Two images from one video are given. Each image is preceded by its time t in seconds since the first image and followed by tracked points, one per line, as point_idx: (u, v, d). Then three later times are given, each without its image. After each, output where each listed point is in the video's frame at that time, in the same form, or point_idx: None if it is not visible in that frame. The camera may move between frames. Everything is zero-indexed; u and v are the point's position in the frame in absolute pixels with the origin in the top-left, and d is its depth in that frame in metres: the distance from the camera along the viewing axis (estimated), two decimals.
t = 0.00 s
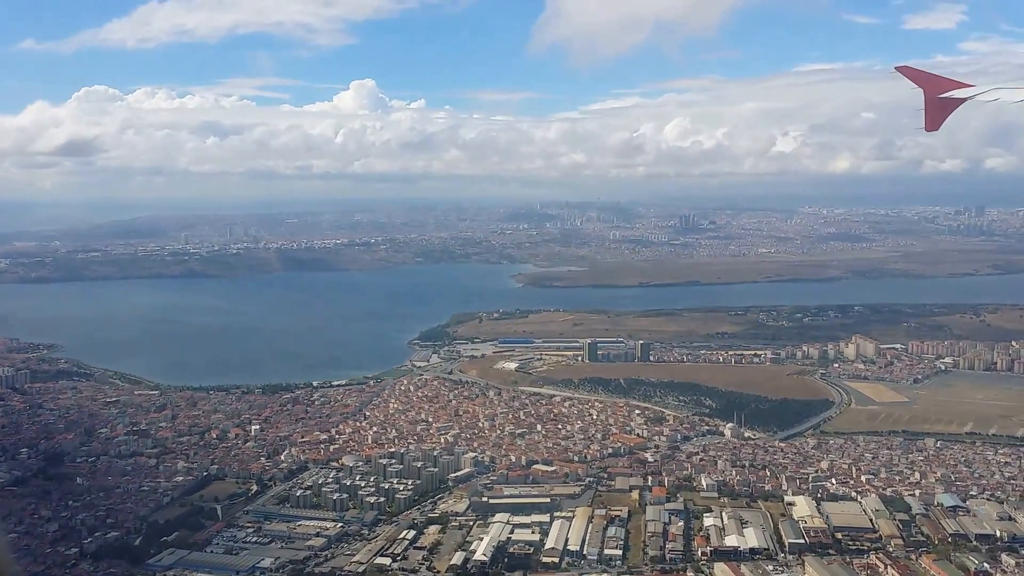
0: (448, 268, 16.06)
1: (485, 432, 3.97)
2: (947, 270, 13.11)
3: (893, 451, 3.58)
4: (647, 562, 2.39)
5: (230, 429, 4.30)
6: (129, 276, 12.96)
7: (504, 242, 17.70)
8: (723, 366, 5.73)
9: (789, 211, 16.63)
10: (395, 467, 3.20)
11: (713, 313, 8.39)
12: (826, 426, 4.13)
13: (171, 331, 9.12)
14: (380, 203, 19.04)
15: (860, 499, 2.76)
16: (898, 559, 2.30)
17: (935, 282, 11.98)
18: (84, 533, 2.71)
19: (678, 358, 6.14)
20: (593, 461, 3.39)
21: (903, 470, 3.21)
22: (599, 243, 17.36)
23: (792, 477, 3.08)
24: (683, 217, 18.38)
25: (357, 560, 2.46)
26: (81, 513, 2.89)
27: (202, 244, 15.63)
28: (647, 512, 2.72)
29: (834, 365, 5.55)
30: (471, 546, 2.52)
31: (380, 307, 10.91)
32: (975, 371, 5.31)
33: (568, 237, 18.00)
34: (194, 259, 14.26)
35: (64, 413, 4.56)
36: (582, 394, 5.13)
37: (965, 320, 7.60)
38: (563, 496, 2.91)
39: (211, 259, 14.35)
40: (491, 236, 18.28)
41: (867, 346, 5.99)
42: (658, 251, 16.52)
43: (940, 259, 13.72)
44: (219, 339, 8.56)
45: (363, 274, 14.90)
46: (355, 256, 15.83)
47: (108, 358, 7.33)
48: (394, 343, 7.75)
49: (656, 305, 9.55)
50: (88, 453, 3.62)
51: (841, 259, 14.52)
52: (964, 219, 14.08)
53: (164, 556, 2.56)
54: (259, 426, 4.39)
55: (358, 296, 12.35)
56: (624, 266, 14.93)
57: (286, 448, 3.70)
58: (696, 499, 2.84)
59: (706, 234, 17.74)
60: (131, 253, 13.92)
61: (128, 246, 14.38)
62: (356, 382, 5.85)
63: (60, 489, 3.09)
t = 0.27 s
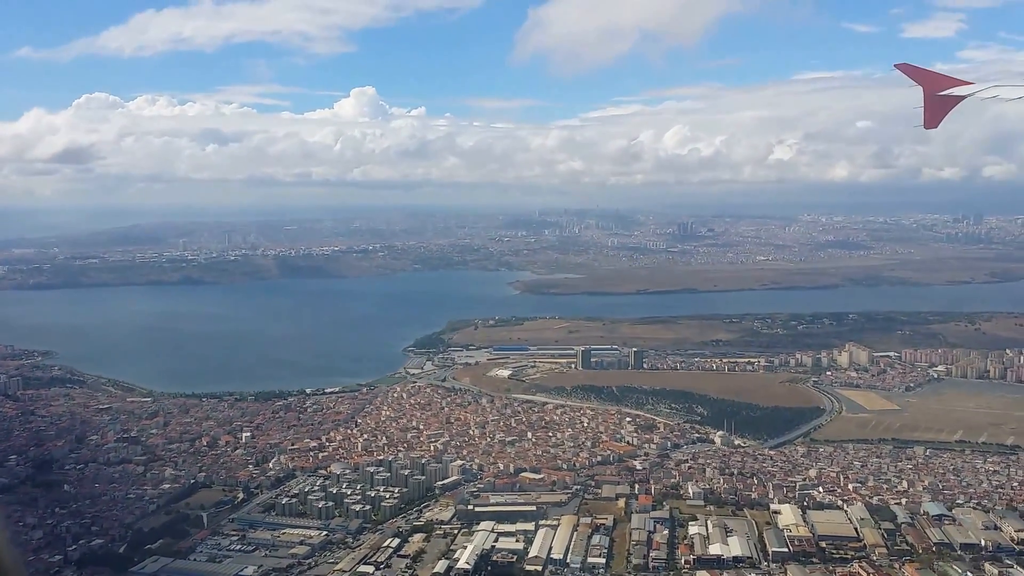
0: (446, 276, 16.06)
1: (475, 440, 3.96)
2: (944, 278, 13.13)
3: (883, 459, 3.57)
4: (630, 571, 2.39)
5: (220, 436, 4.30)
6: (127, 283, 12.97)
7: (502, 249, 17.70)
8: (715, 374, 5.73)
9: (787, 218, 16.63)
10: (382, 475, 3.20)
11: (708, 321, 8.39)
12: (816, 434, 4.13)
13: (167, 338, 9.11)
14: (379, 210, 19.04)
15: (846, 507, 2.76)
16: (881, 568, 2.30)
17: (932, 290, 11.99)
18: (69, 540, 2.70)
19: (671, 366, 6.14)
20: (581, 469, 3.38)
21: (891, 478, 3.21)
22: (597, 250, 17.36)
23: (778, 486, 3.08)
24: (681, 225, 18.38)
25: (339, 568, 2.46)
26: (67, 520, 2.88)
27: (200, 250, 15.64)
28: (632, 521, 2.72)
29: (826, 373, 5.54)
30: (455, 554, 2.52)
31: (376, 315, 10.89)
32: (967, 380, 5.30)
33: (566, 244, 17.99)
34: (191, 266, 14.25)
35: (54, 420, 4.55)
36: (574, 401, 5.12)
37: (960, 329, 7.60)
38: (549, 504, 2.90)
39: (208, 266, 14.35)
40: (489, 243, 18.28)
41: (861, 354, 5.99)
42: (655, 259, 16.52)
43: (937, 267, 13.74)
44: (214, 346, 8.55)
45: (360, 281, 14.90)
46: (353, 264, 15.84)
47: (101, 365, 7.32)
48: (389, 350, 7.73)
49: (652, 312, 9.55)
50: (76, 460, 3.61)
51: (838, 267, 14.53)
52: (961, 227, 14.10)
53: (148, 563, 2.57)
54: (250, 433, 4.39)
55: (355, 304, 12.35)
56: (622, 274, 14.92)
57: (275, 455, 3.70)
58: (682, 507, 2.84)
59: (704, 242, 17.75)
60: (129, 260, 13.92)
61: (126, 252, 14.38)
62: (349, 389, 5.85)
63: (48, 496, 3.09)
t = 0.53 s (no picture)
0: (443, 281, 16.06)
1: (464, 445, 3.96)
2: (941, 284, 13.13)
3: (871, 465, 3.57)
4: None
5: (211, 442, 4.30)
6: (124, 288, 12.95)
7: (500, 254, 17.70)
8: (709, 380, 5.72)
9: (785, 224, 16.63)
10: (369, 481, 3.19)
11: (704, 326, 8.38)
12: (807, 440, 4.12)
13: (161, 343, 9.11)
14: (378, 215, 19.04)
15: (831, 514, 2.76)
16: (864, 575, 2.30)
17: (928, 296, 11.99)
18: (53, 546, 2.70)
19: (664, 372, 6.13)
20: (569, 475, 3.37)
21: (878, 484, 3.21)
22: (595, 256, 17.36)
23: (765, 492, 3.08)
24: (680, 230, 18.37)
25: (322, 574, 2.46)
26: (52, 525, 2.87)
27: (198, 256, 15.63)
28: (617, 527, 2.72)
29: (819, 379, 5.54)
30: (438, 560, 2.52)
31: (372, 320, 10.88)
32: (960, 386, 5.30)
33: (564, 250, 17.99)
34: (189, 271, 14.25)
35: (45, 425, 4.55)
36: (567, 407, 5.12)
37: (955, 335, 7.59)
38: (535, 510, 2.90)
39: (205, 272, 14.36)
40: (487, 248, 18.28)
41: (854, 360, 5.98)
42: (653, 265, 16.52)
43: (933, 273, 13.74)
44: (209, 352, 8.55)
45: (357, 287, 14.89)
46: (351, 269, 15.83)
47: (95, 370, 7.32)
48: (383, 356, 7.72)
49: (648, 318, 9.54)
50: (65, 465, 3.61)
51: (835, 273, 14.53)
52: (959, 233, 14.10)
53: (131, 569, 2.57)
54: (240, 439, 4.38)
55: (352, 309, 12.33)
56: (619, 280, 14.92)
57: (263, 461, 3.70)
58: (668, 513, 2.84)
59: (702, 247, 17.75)
60: (127, 265, 13.91)
61: (124, 258, 14.39)
62: (342, 395, 5.84)
63: (35, 500, 3.08)
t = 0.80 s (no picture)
0: (441, 285, 16.06)
1: (454, 449, 3.95)
2: (937, 288, 13.14)
3: (860, 470, 3.57)
4: None
5: (201, 446, 4.30)
6: (122, 291, 12.95)
7: (498, 258, 17.70)
8: (701, 384, 5.71)
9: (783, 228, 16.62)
10: (356, 485, 3.19)
11: (699, 330, 8.37)
12: (797, 445, 4.12)
13: (156, 347, 9.10)
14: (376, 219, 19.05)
15: (816, 519, 2.76)
16: None
17: (925, 300, 11.98)
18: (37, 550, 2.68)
19: (658, 376, 6.12)
20: (557, 479, 3.36)
21: (866, 489, 3.21)
22: (593, 260, 17.37)
23: (751, 497, 3.08)
24: (679, 234, 18.36)
25: None
26: (37, 528, 2.86)
27: (196, 259, 15.63)
28: (602, 531, 2.71)
29: (811, 383, 5.53)
30: (421, 565, 2.52)
31: (368, 324, 10.87)
32: (952, 391, 5.30)
33: (563, 253, 17.98)
34: (186, 275, 14.25)
35: (36, 429, 4.54)
36: (559, 411, 5.11)
37: (949, 339, 7.59)
38: (521, 515, 2.89)
39: (203, 275, 14.36)
40: (485, 252, 18.27)
41: (847, 365, 5.97)
42: (651, 268, 16.51)
43: (930, 277, 13.74)
44: (203, 355, 8.54)
45: (354, 291, 14.89)
46: (349, 272, 15.83)
47: (89, 374, 7.31)
48: (378, 360, 7.71)
49: (644, 322, 9.53)
50: (53, 469, 3.61)
51: (832, 277, 14.53)
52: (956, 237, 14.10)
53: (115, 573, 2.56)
54: (231, 443, 4.38)
55: (349, 313, 12.33)
56: (616, 283, 14.91)
57: (251, 465, 3.69)
58: (653, 518, 2.84)
59: (700, 251, 17.74)
60: (125, 269, 13.91)
61: (122, 261, 14.38)
62: (334, 399, 5.83)
63: (21, 501, 3.06)
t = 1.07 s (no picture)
0: (438, 287, 16.05)
1: (443, 452, 3.94)
2: (934, 291, 13.14)
3: (849, 473, 3.56)
4: None
5: (191, 449, 4.29)
6: (119, 293, 12.94)
7: (496, 260, 17.68)
8: (694, 387, 5.70)
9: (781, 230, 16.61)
10: (342, 489, 3.18)
11: (695, 333, 8.36)
12: (787, 448, 4.11)
13: (151, 348, 9.09)
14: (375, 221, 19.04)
15: (801, 522, 2.75)
16: None
17: (922, 303, 11.98)
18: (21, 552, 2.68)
19: (650, 379, 6.11)
20: (544, 482, 3.35)
21: (853, 493, 3.20)
22: (591, 262, 17.36)
23: (738, 500, 3.07)
24: (677, 237, 18.35)
25: None
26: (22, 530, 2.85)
27: (194, 261, 15.63)
28: (587, 535, 2.71)
29: (804, 386, 5.52)
30: (405, 568, 2.51)
31: (364, 326, 10.86)
32: (944, 394, 5.29)
33: (561, 255, 17.96)
34: (183, 276, 14.25)
35: (26, 430, 4.54)
36: (550, 414, 5.10)
37: (943, 342, 7.59)
38: (506, 518, 2.89)
39: (199, 276, 14.35)
40: (483, 254, 18.26)
41: (840, 368, 5.97)
42: (648, 271, 16.50)
43: (927, 280, 13.74)
44: (198, 357, 8.53)
45: (351, 293, 14.88)
46: (346, 274, 15.83)
47: (83, 375, 7.31)
48: (372, 362, 7.69)
49: (640, 324, 9.52)
50: (41, 471, 3.60)
51: (829, 280, 14.53)
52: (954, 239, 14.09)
53: None
54: (220, 446, 4.37)
55: (345, 315, 12.32)
56: (614, 286, 14.90)
57: (239, 468, 3.68)
58: (639, 521, 2.83)
59: (698, 253, 17.73)
60: (123, 270, 13.90)
61: (119, 263, 14.37)
62: (327, 401, 5.83)
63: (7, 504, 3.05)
